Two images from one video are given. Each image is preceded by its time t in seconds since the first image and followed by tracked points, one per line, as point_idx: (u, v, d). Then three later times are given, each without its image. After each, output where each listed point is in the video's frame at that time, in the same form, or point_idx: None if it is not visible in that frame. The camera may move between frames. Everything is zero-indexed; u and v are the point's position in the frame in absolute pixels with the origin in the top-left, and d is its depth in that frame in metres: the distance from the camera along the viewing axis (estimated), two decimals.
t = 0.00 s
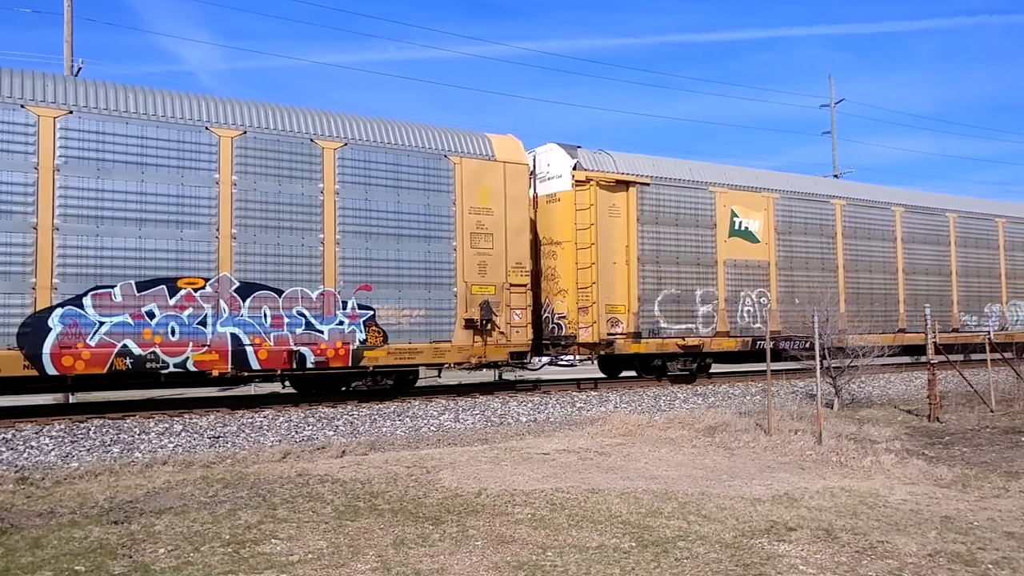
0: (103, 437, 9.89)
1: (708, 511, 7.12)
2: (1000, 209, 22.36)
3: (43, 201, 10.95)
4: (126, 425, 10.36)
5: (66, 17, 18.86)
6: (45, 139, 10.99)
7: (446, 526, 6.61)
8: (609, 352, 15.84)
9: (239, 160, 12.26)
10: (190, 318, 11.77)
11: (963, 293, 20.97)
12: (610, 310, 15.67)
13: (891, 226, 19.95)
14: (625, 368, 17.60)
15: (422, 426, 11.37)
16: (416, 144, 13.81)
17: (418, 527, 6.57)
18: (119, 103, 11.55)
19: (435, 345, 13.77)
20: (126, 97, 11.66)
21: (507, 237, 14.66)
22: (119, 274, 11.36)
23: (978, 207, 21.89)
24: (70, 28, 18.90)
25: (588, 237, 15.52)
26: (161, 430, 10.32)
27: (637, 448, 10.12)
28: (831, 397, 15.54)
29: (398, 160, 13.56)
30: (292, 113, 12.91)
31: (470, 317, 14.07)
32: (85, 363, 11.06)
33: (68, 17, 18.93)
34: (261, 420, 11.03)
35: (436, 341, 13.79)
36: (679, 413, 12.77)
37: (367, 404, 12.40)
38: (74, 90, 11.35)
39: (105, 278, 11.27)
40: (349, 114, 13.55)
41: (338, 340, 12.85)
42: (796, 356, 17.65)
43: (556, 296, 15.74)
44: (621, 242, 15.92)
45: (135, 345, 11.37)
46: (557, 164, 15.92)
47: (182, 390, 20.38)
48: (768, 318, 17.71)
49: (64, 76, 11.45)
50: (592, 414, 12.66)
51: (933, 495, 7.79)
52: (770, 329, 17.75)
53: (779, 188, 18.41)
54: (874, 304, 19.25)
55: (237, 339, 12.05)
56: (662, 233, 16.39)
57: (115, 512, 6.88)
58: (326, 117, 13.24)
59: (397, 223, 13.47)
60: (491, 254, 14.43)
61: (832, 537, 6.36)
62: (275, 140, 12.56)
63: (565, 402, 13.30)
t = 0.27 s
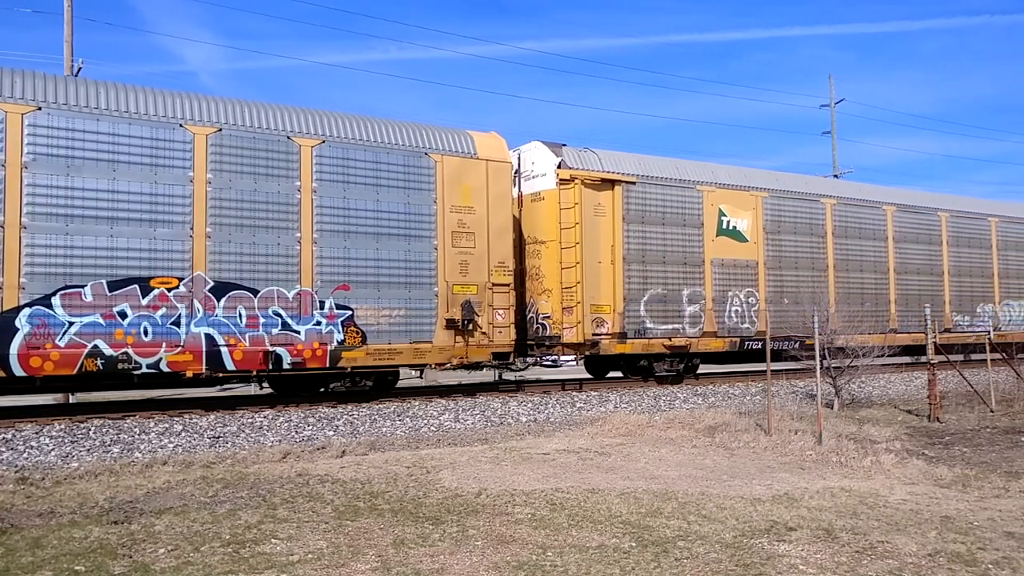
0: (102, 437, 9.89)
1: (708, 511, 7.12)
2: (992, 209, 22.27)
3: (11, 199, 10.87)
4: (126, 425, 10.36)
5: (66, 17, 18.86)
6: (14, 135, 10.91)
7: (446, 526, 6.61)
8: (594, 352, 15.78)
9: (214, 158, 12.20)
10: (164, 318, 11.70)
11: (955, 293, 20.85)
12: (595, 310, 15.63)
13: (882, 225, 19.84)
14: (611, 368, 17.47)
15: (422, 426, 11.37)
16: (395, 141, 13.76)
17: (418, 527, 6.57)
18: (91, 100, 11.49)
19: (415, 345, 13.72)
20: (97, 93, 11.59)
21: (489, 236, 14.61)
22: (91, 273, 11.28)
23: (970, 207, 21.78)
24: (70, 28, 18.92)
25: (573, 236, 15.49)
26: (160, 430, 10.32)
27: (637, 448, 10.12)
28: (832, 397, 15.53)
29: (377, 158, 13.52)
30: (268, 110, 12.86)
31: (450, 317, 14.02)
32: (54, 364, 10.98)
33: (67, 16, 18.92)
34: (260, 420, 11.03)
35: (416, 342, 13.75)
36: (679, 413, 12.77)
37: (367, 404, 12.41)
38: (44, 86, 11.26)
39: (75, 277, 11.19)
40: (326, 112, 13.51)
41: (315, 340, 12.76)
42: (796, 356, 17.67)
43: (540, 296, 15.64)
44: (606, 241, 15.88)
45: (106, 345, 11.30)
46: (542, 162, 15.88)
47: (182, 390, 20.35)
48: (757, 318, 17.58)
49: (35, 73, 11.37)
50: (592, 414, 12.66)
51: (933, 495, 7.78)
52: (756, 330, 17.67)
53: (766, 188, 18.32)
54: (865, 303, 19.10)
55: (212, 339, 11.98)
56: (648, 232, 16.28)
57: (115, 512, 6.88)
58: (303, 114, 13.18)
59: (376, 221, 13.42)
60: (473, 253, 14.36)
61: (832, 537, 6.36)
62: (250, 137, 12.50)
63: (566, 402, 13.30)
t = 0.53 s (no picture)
0: (103, 437, 9.89)
1: (707, 511, 7.12)
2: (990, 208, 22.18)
3: None
4: (126, 425, 10.36)
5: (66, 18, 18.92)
6: None
7: (446, 526, 6.61)
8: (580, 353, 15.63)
9: (189, 155, 11.97)
10: (137, 318, 11.50)
11: (947, 293, 20.68)
12: (580, 310, 15.50)
13: (873, 224, 19.66)
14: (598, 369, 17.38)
15: (422, 426, 11.37)
16: (376, 139, 13.54)
17: (418, 527, 6.57)
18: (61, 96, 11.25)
19: (396, 346, 13.52)
20: (68, 89, 11.36)
21: (472, 235, 14.39)
22: (61, 272, 11.06)
23: (964, 206, 21.59)
24: (70, 28, 18.92)
25: (558, 235, 15.41)
26: (161, 430, 10.32)
27: (637, 448, 10.12)
28: (832, 397, 15.53)
29: (356, 156, 13.29)
30: (245, 107, 12.62)
31: (432, 316, 13.81)
32: (22, 365, 10.77)
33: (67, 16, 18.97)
34: (261, 420, 11.03)
35: (396, 342, 13.54)
36: (679, 413, 12.77)
37: (367, 404, 12.41)
38: (14, 82, 11.00)
39: (45, 277, 10.96)
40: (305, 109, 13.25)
41: (292, 341, 12.58)
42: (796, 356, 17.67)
43: (525, 296, 15.66)
44: (592, 240, 15.77)
45: (76, 346, 11.09)
46: (527, 161, 15.77)
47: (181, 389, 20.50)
48: (745, 318, 17.43)
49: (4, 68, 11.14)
50: (592, 414, 12.66)
51: (933, 495, 7.78)
52: (746, 331, 17.49)
53: (755, 185, 18.10)
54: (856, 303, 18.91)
55: (186, 339, 11.79)
56: (634, 231, 16.15)
57: (115, 512, 6.88)
58: (281, 111, 12.93)
59: (355, 220, 13.20)
60: (455, 253, 14.16)
61: (832, 537, 6.36)
62: (226, 135, 12.27)
63: (566, 402, 13.30)
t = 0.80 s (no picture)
0: (103, 437, 9.89)
1: (707, 511, 7.13)
2: (990, 208, 22.24)
3: None
4: (126, 425, 10.36)
5: (66, 17, 18.99)
6: None
7: (446, 526, 6.62)
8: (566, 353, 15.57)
9: (164, 153, 11.82)
10: (110, 319, 11.35)
11: (939, 292, 20.60)
12: (566, 310, 15.44)
13: (865, 223, 19.57)
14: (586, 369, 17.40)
15: (422, 426, 11.37)
16: (356, 136, 13.39)
17: (418, 527, 6.57)
18: (32, 92, 11.06)
19: (377, 347, 13.37)
20: (39, 85, 11.17)
21: (455, 234, 14.21)
22: (33, 271, 10.91)
23: (957, 204, 21.50)
24: (71, 28, 18.93)
25: (543, 234, 15.28)
26: (161, 430, 10.32)
27: (638, 448, 10.12)
28: (832, 397, 15.54)
29: (337, 153, 13.14)
30: (222, 104, 12.45)
31: (414, 316, 13.63)
32: None
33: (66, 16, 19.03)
34: (261, 420, 11.03)
35: (378, 343, 13.39)
36: (679, 413, 12.77)
37: (367, 404, 12.42)
38: None
39: (16, 276, 10.81)
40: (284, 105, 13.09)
41: (270, 341, 12.43)
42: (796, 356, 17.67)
43: (511, 295, 15.63)
44: (578, 239, 15.67)
45: (47, 346, 10.95)
46: (512, 159, 15.63)
47: (180, 389, 20.60)
48: (734, 318, 17.35)
49: None
50: (592, 414, 12.66)
51: (933, 495, 7.79)
52: (734, 331, 17.38)
53: (746, 183, 18.01)
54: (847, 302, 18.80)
55: (161, 340, 11.66)
56: (621, 230, 16.08)
57: (115, 512, 6.88)
58: (260, 108, 12.77)
59: (335, 218, 13.05)
60: (438, 252, 13.97)
61: (832, 537, 6.36)
62: (203, 132, 12.12)
63: (566, 402, 13.31)
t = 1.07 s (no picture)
0: (103, 437, 9.89)
1: (707, 511, 7.13)
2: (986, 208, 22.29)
3: None
4: (126, 425, 10.37)
5: (65, 17, 19.00)
6: None
7: (446, 526, 6.62)
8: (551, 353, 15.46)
9: (139, 151, 11.65)
10: (83, 319, 11.16)
11: (932, 291, 20.55)
12: (551, 310, 15.29)
13: (856, 222, 19.47)
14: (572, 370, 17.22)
15: (422, 426, 11.36)
16: (336, 133, 13.22)
17: (418, 527, 6.57)
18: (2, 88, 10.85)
19: (357, 347, 13.23)
20: (10, 81, 10.97)
21: (438, 233, 14.08)
22: (3, 270, 10.71)
23: (948, 204, 21.44)
24: (70, 28, 18.93)
25: (527, 233, 15.19)
26: (161, 430, 10.32)
27: (637, 448, 10.13)
28: (832, 397, 15.54)
29: (316, 152, 12.98)
30: (198, 101, 12.28)
31: (394, 316, 13.49)
32: None
33: (66, 16, 19.04)
34: (261, 420, 11.03)
35: (358, 343, 13.25)
36: (679, 413, 12.77)
37: (367, 404, 12.42)
38: None
39: None
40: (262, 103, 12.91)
41: (248, 341, 12.27)
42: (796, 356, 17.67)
43: (495, 294, 15.65)
44: (564, 238, 15.53)
45: (18, 347, 10.72)
46: (496, 158, 15.61)
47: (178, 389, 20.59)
48: (722, 318, 17.23)
49: None
50: (592, 414, 12.66)
51: (933, 495, 7.79)
52: (722, 331, 17.26)
53: (734, 182, 17.83)
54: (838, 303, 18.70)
55: (136, 340, 11.48)
56: (607, 229, 15.94)
57: (115, 512, 6.88)
58: (237, 105, 12.61)
59: (314, 217, 12.90)
60: (419, 251, 13.85)
61: (832, 537, 6.37)
62: (179, 130, 11.95)
63: (566, 402, 13.31)
